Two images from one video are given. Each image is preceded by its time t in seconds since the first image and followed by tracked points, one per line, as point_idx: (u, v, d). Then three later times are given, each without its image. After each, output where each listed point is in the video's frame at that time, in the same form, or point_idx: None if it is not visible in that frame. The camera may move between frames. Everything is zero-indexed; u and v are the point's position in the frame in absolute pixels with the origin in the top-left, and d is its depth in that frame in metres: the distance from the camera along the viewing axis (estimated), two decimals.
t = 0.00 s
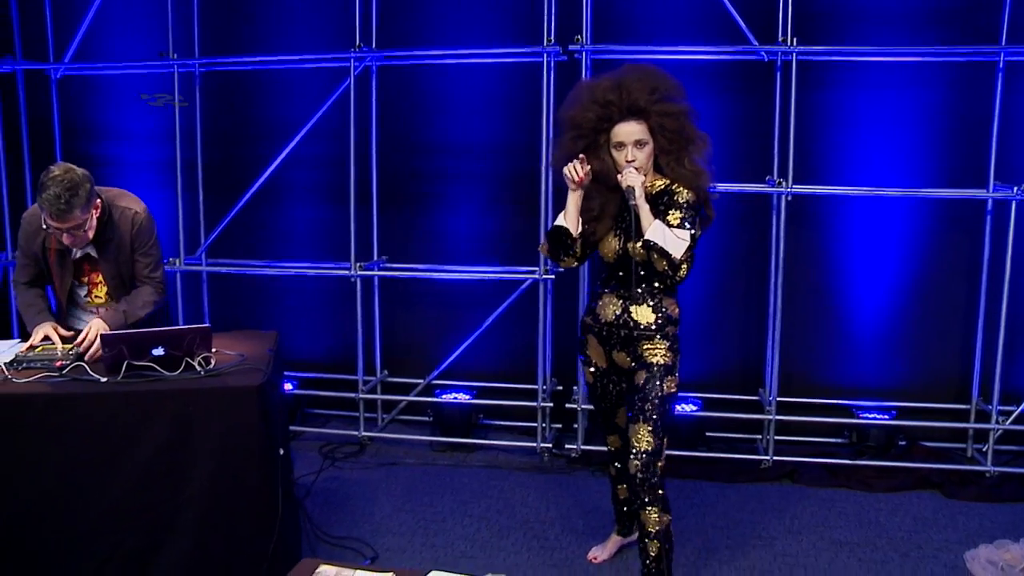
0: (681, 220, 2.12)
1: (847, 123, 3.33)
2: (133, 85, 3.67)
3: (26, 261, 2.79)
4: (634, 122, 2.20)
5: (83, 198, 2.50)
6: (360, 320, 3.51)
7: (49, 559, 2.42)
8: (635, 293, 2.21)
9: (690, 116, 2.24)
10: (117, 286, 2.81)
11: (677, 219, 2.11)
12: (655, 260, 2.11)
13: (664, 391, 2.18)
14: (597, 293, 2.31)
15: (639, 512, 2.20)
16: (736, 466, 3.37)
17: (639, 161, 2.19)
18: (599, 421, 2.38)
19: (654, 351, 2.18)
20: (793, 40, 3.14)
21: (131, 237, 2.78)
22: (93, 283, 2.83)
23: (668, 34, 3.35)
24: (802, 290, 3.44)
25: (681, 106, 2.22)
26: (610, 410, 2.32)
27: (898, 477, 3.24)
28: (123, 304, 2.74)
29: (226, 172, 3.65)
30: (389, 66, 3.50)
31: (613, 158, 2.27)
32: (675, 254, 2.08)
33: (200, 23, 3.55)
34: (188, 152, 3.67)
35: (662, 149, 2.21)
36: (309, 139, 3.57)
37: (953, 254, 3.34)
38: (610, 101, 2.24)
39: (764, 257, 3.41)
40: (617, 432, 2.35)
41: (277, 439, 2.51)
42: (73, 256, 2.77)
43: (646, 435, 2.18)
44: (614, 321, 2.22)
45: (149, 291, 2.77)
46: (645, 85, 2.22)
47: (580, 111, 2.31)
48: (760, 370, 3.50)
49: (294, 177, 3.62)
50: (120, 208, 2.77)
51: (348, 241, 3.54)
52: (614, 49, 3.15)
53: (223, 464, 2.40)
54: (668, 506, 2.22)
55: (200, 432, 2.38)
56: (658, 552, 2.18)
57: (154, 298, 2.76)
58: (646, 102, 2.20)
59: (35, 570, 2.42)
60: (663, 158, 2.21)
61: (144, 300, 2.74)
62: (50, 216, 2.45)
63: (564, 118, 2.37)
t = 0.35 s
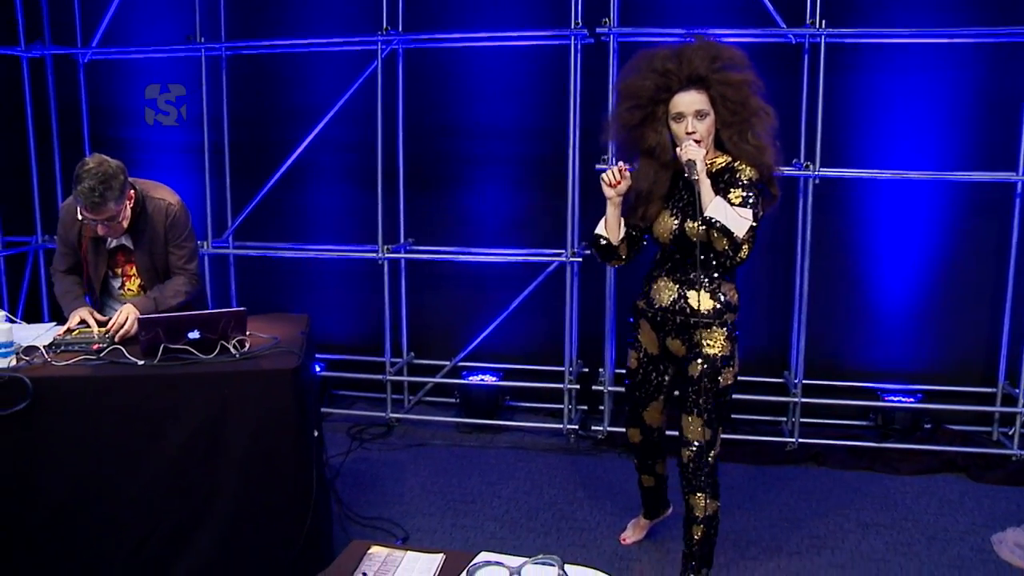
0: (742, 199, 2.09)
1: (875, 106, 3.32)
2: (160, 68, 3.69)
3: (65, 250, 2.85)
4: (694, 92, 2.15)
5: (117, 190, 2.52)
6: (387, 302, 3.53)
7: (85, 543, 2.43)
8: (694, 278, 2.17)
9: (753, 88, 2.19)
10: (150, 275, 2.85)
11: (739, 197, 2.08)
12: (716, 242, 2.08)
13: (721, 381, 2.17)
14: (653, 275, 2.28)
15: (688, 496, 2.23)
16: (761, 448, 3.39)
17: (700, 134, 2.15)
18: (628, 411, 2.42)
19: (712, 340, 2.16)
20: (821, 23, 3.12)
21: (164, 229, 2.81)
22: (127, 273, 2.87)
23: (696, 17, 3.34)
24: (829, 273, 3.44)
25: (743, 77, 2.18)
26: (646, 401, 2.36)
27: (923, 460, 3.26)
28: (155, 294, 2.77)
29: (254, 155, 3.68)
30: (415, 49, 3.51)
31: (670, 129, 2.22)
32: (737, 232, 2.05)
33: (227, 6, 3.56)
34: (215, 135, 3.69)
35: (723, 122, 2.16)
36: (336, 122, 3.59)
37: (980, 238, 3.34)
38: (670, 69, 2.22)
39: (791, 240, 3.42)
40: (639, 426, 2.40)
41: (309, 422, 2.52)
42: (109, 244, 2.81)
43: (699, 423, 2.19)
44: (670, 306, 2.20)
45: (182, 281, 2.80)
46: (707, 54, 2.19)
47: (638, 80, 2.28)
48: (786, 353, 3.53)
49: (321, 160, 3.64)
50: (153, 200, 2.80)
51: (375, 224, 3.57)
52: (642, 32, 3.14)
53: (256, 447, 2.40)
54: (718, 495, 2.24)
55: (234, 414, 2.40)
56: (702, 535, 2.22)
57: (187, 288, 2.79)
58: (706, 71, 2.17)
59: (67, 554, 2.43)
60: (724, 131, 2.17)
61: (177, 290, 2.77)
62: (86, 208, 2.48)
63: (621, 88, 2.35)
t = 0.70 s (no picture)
0: (786, 196, 2.04)
1: (894, 93, 3.32)
2: (180, 56, 3.70)
3: (87, 239, 2.84)
4: (732, 84, 2.11)
5: (140, 178, 2.53)
6: (406, 290, 3.55)
7: (113, 531, 2.44)
8: (734, 279, 2.12)
9: (793, 78, 2.14)
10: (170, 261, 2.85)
11: (784, 194, 2.03)
12: (760, 239, 2.04)
13: (761, 383, 2.16)
14: (688, 274, 2.23)
15: (720, 487, 2.23)
16: (779, 435, 3.41)
17: (739, 126, 2.11)
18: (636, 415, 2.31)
19: (753, 343, 2.13)
20: (842, 10, 3.12)
21: (184, 216, 2.82)
22: (147, 261, 2.87)
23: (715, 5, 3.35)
24: (848, 261, 3.45)
25: (784, 67, 2.12)
26: (665, 405, 2.27)
27: (941, 447, 3.27)
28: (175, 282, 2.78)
29: (273, 143, 3.70)
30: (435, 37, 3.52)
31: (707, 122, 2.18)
32: (783, 231, 2.00)
33: None
34: (234, 123, 3.71)
35: (763, 115, 2.11)
36: (355, 110, 3.60)
37: (999, 225, 3.34)
38: (707, 61, 2.15)
39: (810, 227, 3.43)
40: (648, 429, 2.29)
41: (334, 411, 2.52)
42: (130, 232, 2.81)
43: (736, 420, 2.18)
44: (709, 308, 2.16)
45: (202, 268, 2.81)
46: (745, 44, 2.13)
47: (673, 73, 2.22)
48: (804, 340, 3.55)
49: (340, 148, 3.66)
50: (175, 186, 2.81)
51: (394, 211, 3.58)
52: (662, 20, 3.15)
53: (284, 436, 2.42)
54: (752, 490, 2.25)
55: (261, 403, 2.40)
56: (731, 524, 2.24)
57: (208, 275, 2.80)
58: (745, 63, 2.11)
59: (96, 540, 2.44)
60: (764, 124, 2.11)
61: (198, 276, 2.78)
62: (109, 196, 2.49)
63: (655, 80, 2.29)
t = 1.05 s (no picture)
0: (779, 207, 1.95)
1: (885, 93, 3.35)
2: (171, 55, 3.70)
3: (76, 237, 2.81)
4: (719, 93, 1.98)
5: (126, 169, 2.53)
6: (400, 289, 3.57)
7: (112, 534, 2.45)
8: (727, 287, 2.00)
9: (781, 83, 2.04)
10: (156, 255, 2.85)
11: (777, 205, 1.95)
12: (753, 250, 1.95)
13: (757, 389, 2.06)
14: (676, 283, 2.08)
15: (713, 486, 2.17)
16: (772, 432, 3.44)
17: (727, 136, 1.99)
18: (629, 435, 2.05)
19: (750, 351, 2.02)
20: (832, 11, 3.15)
21: (169, 209, 2.81)
22: (132, 253, 2.86)
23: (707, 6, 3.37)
24: (839, 260, 3.48)
25: (772, 73, 2.02)
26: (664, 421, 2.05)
27: (931, 444, 3.31)
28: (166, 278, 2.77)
29: (266, 143, 3.70)
30: (427, 36, 3.52)
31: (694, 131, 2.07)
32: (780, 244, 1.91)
33: None
34: (227, 122, 3.70)
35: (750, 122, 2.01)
36: (348, 110, 3.61)
37: (987, 223, 3.38)
38: (693, 69, 2.04)
39: (801, 226, 3.46)
40: (648, 445, 2.04)
41: (332, 411, 2.53)
42: (115, 227, 2.79)
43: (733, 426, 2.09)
44: (705, 319, 2.00)
45: (191, 262, 2.80)
46: (733, 50, 2.02)
47: (658, 84, 2.10)
48: (796, 338, 3.58)
49: (333, 148, 3.66)
50: (157, 180, 2.81)
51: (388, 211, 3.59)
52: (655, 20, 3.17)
53: (281, 437, 2.42)
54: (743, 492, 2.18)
55: (258, 404, 2.40)
56: (723, 524, 2.20)
57: (197, 269, 2.80)
58: (733, 70, 2.00)
59: (95, 543, 2.44)
60: (752, 132, 2.02)
61: (188, 271, 2.77)
62: (96, 188, 2.49)
63: (639, 91, 2.17)
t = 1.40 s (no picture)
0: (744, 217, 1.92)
1: (871, 97, 3.38)
2: (159, 58, 3.68)
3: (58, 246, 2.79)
4: (688, 93, 1.95)
5: (107, 167, 2.51)
6: (390, 292, 3.57)
7: (106, 543, 2.44)
8: (692, 304, 1.97)
9: (749, 94, 2.03)
10: (141, 259, 2.83)
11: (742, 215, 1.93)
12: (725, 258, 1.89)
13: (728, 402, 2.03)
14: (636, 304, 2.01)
15: (693, 495, 2.13)
16: (761, 434, 3.47)
17: (691, 138, 1.94)
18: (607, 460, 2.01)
19: (720, 365, 1.99)
20: (819, 15, 3.18)
21: (150, 211, 2.80)
22: (115, 260, 2.85)
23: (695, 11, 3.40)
24: (827, 261, 3.51)
25: (741, 82, 2.00)
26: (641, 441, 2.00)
27: (918, 444, 3.34)
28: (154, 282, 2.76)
29: (255, 146, 3.69)
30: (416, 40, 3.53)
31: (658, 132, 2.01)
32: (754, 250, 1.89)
33: None
34: (215, 126, 3.70)
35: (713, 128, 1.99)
36: (337, 113, 3.61)
37: (972, 225, 3.42)
38: (664, 64, 1.99)
39: (789, 228, 3.49)
40: (628, 472, 2.00)
41: (326, 416, 2.53)
42: (97, 232, 2.78)
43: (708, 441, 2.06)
44: (674, 338, 1.95)
45: (177, 265, 2.79)
46: (706, 52, 1.99)
47: (626, 74, 2.04)
48: (784, 340, 3.61)
49: (322, 151, 3.66)
50: (137, 184, 2.79)
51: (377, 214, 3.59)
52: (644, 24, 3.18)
53: (277, 442, 2.42)
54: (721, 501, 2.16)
55: (254, 409, 2.40)
56: (708, 527, 2.15)
57: (183, 271, 2.79)
58: (704, 71, 1.97)
59: (87, 551, 2.44)
60: (715, 138, 2.00)
61: (174, 274, 2.76)
62: (78, 188, 2.46)
63: (606, 82, 2.10)
